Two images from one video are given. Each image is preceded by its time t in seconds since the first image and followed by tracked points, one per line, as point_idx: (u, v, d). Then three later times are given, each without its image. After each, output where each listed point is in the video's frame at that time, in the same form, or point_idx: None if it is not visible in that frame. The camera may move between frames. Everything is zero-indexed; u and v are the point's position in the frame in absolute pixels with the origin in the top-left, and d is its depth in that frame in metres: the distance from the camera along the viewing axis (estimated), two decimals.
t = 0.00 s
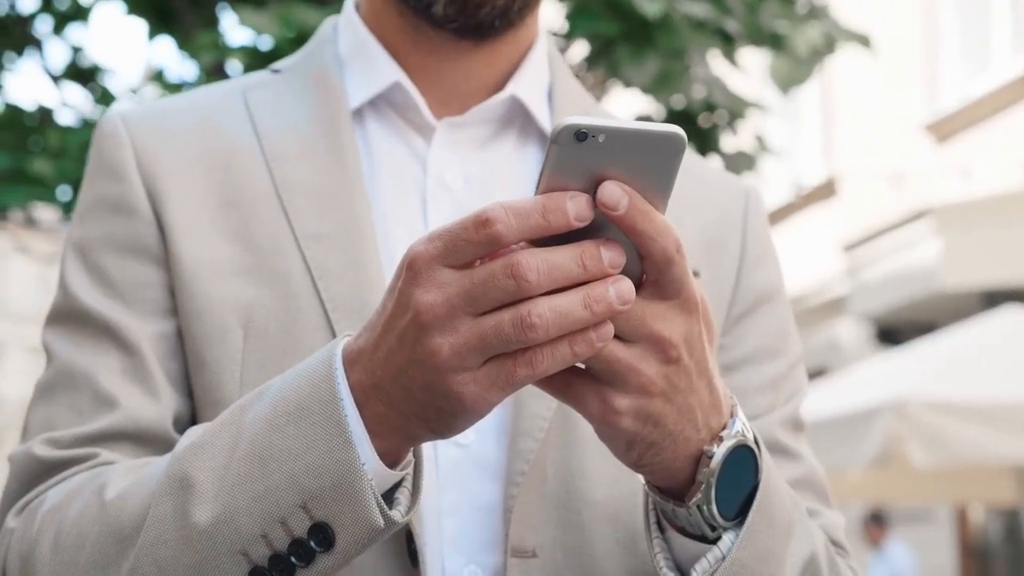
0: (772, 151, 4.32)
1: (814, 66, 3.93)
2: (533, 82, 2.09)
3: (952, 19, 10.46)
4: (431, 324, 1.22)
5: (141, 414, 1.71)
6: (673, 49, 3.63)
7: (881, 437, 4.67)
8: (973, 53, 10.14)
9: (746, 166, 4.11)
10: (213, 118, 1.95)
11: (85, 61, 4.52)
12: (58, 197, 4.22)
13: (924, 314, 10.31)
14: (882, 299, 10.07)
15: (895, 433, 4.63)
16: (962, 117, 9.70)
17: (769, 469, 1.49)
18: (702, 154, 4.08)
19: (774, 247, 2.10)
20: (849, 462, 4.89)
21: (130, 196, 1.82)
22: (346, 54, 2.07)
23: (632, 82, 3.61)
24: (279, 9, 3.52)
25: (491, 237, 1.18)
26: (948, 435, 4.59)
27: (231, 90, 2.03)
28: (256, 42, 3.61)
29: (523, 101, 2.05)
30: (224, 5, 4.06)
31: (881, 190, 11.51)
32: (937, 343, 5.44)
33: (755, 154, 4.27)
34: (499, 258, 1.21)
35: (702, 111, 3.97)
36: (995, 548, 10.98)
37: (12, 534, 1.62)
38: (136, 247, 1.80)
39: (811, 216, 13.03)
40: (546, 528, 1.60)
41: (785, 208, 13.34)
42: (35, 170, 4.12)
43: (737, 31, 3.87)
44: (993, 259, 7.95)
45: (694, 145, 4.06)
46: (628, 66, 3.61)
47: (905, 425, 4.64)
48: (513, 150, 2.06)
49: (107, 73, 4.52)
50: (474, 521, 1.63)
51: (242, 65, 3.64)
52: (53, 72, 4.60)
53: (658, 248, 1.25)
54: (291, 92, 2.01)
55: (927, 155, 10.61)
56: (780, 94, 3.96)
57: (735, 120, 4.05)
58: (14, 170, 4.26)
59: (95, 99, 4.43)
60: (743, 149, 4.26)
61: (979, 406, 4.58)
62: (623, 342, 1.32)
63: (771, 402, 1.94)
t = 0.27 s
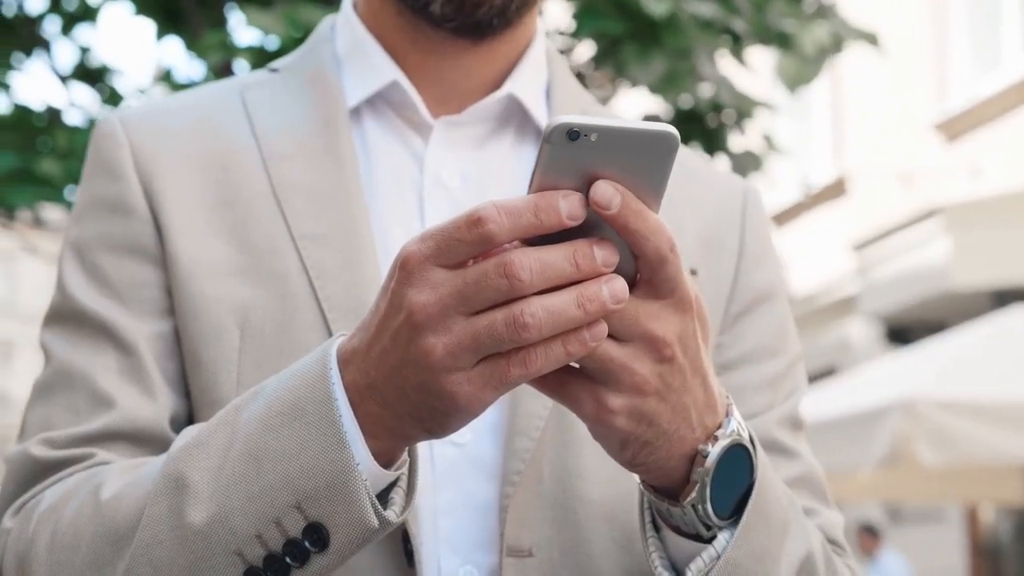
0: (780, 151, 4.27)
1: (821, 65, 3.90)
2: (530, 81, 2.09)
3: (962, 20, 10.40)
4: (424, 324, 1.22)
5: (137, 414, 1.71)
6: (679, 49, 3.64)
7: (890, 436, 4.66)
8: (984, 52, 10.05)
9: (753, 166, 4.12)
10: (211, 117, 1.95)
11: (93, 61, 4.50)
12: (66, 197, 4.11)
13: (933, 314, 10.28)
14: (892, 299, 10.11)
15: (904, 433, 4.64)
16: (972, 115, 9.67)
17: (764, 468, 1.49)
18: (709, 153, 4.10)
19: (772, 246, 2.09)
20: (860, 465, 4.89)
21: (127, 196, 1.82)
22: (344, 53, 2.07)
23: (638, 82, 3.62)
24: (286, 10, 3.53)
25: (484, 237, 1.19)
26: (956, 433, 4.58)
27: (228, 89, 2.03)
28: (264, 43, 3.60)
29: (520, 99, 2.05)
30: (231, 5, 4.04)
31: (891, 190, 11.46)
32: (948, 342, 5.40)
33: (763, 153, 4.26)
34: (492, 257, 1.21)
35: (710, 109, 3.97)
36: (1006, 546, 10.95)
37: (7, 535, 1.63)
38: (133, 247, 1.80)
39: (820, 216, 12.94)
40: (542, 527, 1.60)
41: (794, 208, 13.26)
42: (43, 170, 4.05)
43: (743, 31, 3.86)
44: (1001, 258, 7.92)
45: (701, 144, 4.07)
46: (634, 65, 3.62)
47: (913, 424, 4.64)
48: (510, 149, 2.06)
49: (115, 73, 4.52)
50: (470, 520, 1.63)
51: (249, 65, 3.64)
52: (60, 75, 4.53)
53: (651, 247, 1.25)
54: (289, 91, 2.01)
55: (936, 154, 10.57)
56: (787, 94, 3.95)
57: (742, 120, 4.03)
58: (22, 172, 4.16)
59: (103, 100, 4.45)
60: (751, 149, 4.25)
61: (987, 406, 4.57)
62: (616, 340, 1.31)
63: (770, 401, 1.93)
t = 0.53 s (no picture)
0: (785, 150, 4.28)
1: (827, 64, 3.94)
2: (527, 80, 2.09)
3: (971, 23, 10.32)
4: (417, 324, 1.21)
5: (134, 414, 1.71)
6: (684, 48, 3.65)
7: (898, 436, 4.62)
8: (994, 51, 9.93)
9: (760, 166, 4.11)
10: (207, 117, 1.95)
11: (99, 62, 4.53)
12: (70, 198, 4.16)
13: (941, 313, 10.25)
14: (904, 298, 10.16)
15: (912, 432, 4.59)
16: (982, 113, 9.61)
17: (761, 467, 1.48)
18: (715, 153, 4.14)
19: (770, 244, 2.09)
20: (868, 464, 4.86)
21: (124, 196, 1.82)
22: (341, 53, 2.07)
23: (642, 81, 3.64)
24: (291, 9, 3.55)
25: (476, 237, 1.18)
26: (964, 432, 4.54)
27: (225, 89, 2.03)
28: (270, 44, 3.60)
29: (516, 98, 2.05)
30: (237, 6, 4.11)
31: (899, 190, 11.43)
32: (958, 342, 5.33)
33: (769, 153, 4.26)
34: (485, 257, 1.21)
35: (717, 109, 4.04)
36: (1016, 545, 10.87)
37: (3, 536, 1.62)
38: (129, 247, 1.80)
39: (825, 216, 12.77)
40: (537, 527, 1.62)
41: (800, 207, 13.12)
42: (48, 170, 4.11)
43: (748, 32, 3.89)
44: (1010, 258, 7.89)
45: (707, 145, 4.11)
46: (638, 66, 3.62)
47: (920, 424, 4.60)
48: (507, 147, 2.06)
49: (122, 74, 4.54)
50: (464, 520, 1.65)
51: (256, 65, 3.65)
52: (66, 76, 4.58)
53: (644, 247, 1.25)
54: (285, 91, 2.01)
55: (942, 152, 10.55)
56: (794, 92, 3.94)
57: (748, 119, 4.09)
58: (27, 171, 4.21)
59: (110, 100, 4.48)
60: (757, 148, 4.24)
61: (995, 404, 4.51)
62: (610, 340, 1.31)
63: (768, 400, 1.93)
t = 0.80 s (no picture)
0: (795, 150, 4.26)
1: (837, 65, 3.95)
2: (528, 80, 2.09)
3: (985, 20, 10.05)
4: (414, 323, 1.21)
5: (134, 415, 1.71)
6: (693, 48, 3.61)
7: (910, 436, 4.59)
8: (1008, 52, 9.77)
9: (770, 166, 4.13)
10: (208, 117, 1.95)
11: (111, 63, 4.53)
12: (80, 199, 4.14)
13: (952, 313, 10.18)
14: (919, 297, 9.96)
15: (925, 433, 4.57)
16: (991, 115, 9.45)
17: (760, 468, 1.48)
18: (726, 153, 4.14)
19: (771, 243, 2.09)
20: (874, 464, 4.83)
21: (124, 196, 1.82)
22: (341, 52, 2.07)
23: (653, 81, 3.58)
24: (300, 10, 3.54)
25: (473, 236, 1.18)
26: (977, 432, 4.52)
27: (226, 89, 2.03)
28: (279, 45, 3.59)
29: (516, 98, 2.05)
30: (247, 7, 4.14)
31: (909, 190, 11.35)
32: (971, 341, 5.29)
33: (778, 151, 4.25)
34: (481, 257, 1.21)
35: (729, 107, 4.02)
36: None
37: (3, 536, 1.62)
38: (129, 247, 1.80)
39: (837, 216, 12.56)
40: (535, 528, 1.62)
41: (813, 206, 12.93)
42: (60, 171, 4.10)
43: (757, 30, 3.86)
44: None
45: (718, 144, 4.10)
46: (648, 66, 3.58)
47: (933, 424, 4.59)
48: (508, 147, 2.06)
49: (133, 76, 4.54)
50: (464, 520, 1.65)
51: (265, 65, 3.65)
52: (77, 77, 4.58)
53: (641, 247, 1.25)
54: (285, 90, 2.01)
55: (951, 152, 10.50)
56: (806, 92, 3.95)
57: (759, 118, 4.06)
58: (38, 172, 4.19)
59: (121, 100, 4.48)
60: (767, 148, 4.21)
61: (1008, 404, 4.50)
62: (607, 340, 1.31)
63: (769, 400, 1.93)
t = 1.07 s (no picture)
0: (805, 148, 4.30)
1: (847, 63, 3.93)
2: (529, 79, 2.09)
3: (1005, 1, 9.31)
4: (412, 324, 1.22)
5: (135, 414, 1.71)
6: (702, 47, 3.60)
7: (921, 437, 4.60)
8: None
9: (780, 166, 4.14)
10: (210, 116, 1.95)
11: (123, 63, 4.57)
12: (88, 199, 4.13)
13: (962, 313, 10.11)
14: (928, 297, 9.88)
15: (936, 434, 4.57)
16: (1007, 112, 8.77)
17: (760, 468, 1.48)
18: (736, 153, 4.12)
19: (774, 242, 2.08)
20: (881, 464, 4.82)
21: (125, 195, 1.83)
22: (343, 51, 2.07)
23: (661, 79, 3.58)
24: (309, 10, 3.54)
25: (471, 237, 1.18)
26: (988, 431, 4.51)
27: (227, 89, 2.03)
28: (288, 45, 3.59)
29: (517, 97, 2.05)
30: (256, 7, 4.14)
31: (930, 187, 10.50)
32: (983, 340, 5.26)
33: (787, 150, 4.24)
34: (480, 257, 1.21)
35: (738, 108, 4.00)
36: None
37: (4, 536, 1.62)
38: (131, 247, 1.80)
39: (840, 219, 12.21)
40: (536, 528, 1.62)
41: (823, 205, 12.30)
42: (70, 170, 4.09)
43: (767, 29, 3.83)
44: None
45: (728, 144, 4.10)
46: (656, 63, 3.58)
47: (944, 424, 4.58)
48: (509, 147, 2.06)
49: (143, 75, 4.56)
50: (465, 520, 1.65)
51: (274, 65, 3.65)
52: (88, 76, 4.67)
53: (641, 247, 1.24)
54: (287, 90, 2.01)
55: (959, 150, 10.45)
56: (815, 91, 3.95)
57: (769, 118, 4.04)
58: (49, 172, 4.19)
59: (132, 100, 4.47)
60: (776, 148, 4.20)
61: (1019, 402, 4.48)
62: (607, 341, 1.31)
63: (771, 400, 1.92)
